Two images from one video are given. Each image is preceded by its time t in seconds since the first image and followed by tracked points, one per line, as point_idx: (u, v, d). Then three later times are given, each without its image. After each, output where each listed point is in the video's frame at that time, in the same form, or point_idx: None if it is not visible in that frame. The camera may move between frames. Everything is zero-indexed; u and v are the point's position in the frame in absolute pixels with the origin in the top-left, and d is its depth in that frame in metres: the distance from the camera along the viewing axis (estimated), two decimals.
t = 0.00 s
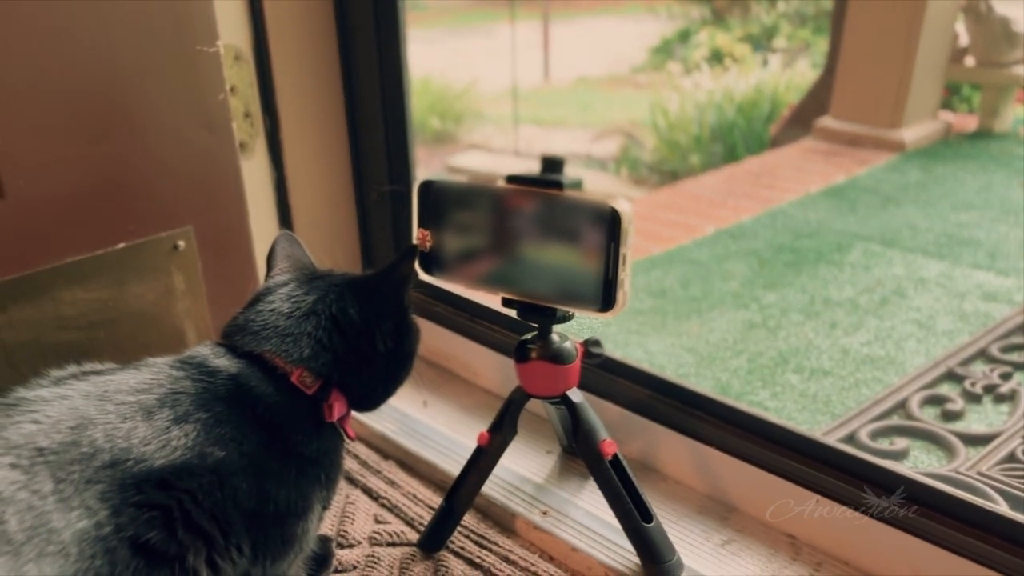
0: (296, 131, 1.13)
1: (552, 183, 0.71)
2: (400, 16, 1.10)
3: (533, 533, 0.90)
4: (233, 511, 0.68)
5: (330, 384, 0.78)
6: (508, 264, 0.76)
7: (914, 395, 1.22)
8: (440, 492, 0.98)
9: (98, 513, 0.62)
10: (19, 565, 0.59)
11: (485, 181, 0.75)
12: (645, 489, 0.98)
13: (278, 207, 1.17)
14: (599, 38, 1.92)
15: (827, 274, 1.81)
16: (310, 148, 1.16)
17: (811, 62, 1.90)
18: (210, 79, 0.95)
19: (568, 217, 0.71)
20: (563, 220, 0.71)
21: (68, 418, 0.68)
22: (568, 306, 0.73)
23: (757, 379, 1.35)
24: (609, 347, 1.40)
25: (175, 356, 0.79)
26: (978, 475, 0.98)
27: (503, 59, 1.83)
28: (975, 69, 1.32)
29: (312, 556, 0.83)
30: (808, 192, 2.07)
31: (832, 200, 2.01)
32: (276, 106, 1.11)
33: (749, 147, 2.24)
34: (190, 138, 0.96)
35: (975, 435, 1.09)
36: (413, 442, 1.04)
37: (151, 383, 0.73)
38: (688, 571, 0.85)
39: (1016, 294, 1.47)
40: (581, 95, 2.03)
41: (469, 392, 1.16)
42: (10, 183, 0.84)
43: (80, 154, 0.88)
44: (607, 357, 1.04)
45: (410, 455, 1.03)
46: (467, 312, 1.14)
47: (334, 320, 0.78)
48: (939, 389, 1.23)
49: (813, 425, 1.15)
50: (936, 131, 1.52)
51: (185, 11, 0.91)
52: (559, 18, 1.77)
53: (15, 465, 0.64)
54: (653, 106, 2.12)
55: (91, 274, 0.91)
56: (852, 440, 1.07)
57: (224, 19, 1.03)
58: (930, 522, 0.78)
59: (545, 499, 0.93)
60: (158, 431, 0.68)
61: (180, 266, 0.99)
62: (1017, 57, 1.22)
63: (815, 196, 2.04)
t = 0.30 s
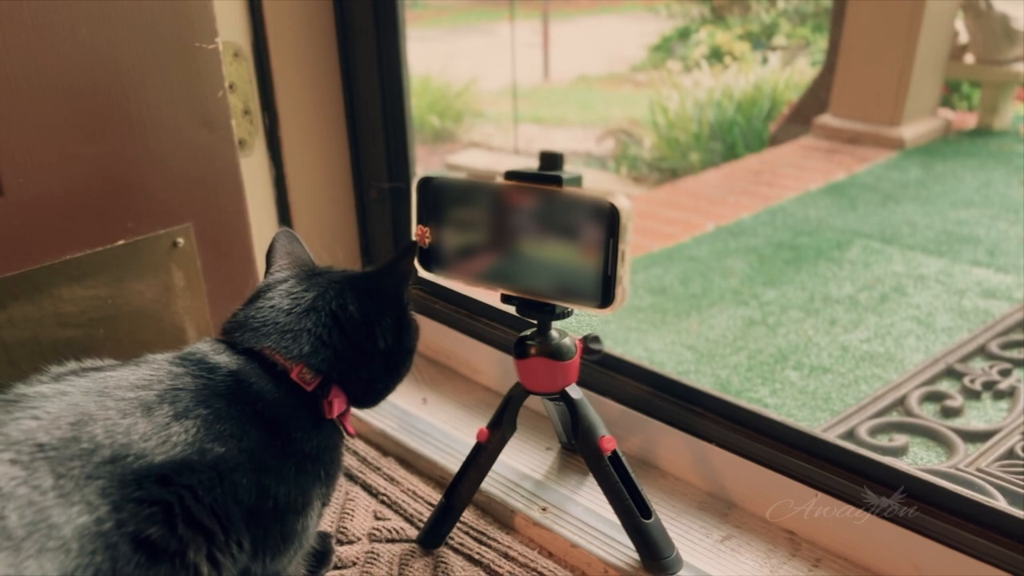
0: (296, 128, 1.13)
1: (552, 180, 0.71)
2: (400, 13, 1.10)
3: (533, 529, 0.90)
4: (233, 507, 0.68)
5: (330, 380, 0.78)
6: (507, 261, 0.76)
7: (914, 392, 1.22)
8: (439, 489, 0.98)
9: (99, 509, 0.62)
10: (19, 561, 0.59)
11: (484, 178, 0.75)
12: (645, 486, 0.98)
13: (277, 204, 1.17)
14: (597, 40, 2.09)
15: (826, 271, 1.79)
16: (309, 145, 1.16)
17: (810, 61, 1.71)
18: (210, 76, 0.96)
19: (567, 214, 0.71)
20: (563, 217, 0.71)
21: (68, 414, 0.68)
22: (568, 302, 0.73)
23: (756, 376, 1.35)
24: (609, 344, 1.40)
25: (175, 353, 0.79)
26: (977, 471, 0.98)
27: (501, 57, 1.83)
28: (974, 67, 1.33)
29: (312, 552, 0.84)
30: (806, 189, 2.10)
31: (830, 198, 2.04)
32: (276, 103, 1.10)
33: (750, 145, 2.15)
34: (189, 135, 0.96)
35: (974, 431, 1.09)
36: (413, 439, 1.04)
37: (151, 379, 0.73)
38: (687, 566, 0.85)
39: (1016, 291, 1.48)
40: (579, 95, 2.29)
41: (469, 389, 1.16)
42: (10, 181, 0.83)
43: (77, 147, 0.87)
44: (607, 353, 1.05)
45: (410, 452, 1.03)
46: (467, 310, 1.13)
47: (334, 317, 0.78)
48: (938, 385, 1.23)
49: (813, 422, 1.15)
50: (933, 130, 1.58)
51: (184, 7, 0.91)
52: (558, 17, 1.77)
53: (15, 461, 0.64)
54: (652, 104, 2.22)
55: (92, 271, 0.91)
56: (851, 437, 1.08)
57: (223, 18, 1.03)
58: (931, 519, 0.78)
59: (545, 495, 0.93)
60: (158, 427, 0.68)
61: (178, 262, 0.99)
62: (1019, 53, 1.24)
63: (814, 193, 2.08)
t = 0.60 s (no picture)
0: (296, 128, 1.14)
1: (552, 180, 0.72)
2: (400, 12, 1.10)
3: (534, 528, 0.90)
4: (237, 507, 0.69)
5: (332, 381, 0.78)
6: (508, 261, 0.76)
7: (913, 391, 1.22)
8: (441, 488, 0.98)
9: (103, 509, 0.63)
10: (24, 561, 0.59)
11: (485, 179, 0.76)
12: (645, 485, 0.98)
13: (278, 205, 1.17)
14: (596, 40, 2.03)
15: (825, 270, 1.80)
16: (310, 145, 1.16)
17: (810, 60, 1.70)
18: (210, 77, 0.96)
19: (568, 214, 0.71)
20: (563, 218, 0.71)
21: (71, 414, 0.69)
22: (568, 302, 0.74)
23: (756, 376, 1.36)
24: (609, 343, 1.40)
25: (177, 353, 0.79)
26: (976, 470, 0.99)
27: (499, 56, 1.83)
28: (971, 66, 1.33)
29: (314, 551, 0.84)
30: (806, 188, 2.10)
31: (830, 198, 2.05)
32: (276, 104, 1.11)
33: (749, 146, 2.16)
34: (190, 136, 0.96)
35: (973, 430, 1.10)
36: (415, 439, 1.05)
37: (153, 379, 0.74)
38: (688, 565, 0.85)
39: (1015, 291, 1.49)
40: (578, 93, 2.23)
41: (470, 389, 1.16)
42: (13, 181, 0.83)
43: (78, 147, 0.87)
44: (607, 353, 1.05)
45: (411, 452, 1.03)
46: (468, 309, 1.14)
47: (336, 317, 0.78)
48: (937, 385, 1.23)
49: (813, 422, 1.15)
50: (933, 129, 1.60)
51: (184, 7, 0.91)
52: (557, 15, 1.76)
53: (19, 461, 0.64)
54: (652, 103, 2.20)
55: (93, 271, 0.91)
56: (852, 437, 1.08)
57: (224, 18, 1.03)
58: (932, 518, 0.78)
59: (546, 495, 0.93)
60: (161, 427, 0.69)
61: (180, 263, 0.99)
62: (1016, 54, 1.22)
63: (814, 193, 2.09)
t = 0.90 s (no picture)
0: (295, 127, 1.14)
1: (551, 178, 0.72)
2: (400, 12, 1.10)
3: (532, 526, 0.90)
4: (236, 505, 0.69)
5: (331, 379, 0.78)
6: (507, 259, 0.76)
7: (912, 389, 1.22)
8: (439, 486, 0.98)
9: (102, 508, 0.63)
10: (22, 559, 0.59)
11: (484, 177, 0.76)
12: (644, 483, 0.98)
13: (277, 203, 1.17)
14: (594, 40, 2.02)
15: (824, 269, 1.80)
16: (309, 144, 1.16)
17: (808, 58, 1.70)
18: (210, 75, 0.96)
19: (567, 212, 0.71)
20: (562, 216, 0.72)
21: (70, 413, 0.69)
22: (567, 301, 0.74)
23: (754, 374, 1.36)
24: (608, 342, 1.41)
25: (176, 351, 0.79)
26: (974, 468, 0.99)
27: (497, 55, 1.83)
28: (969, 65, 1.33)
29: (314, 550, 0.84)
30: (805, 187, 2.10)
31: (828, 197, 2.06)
32: (275, 103, 1.11)
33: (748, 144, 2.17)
34: (189, 134, 0.96)
35: (971, 428, 1.10)
36: (413, 437, 1.05)
37: (152, 378, 0.74)
38: (686, 563, 0.85)
39: (1013, 289, 1.49)
40: (577, 93, 2.22)
41: (468, 387, 1.16)
42: (12, 181, 0.83)
43: (77, 147, 0.87)
44: (606, 352, 1.05)
45: (411, 450, 1.03)
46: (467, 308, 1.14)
47: (334, 315, 0.78)
48: (936, 383, 1.24)
49: (812, 420, 1.16)
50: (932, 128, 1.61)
51: (184, 7, 0.91)
52: (556, 15, 1.76)
53: (18, 459, 0.64)
54: (651, 102, 2.20)
55: (92, 270, 0.91)
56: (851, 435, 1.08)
57: (223, 18, 1.03)
58: (932, 516, 0.78)
59: (545, 493, 0.93)
60: (160, 426, 0.69)
61: (179, 262, 0.99)
62: (1015, 52, 1.20)
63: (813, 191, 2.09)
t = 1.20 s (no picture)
0: (292, 127, 1.14)
1: (546, 179, 0.72)
2: (396, 13, 1.09)
3: (528, 526, 0.90)
4: (230, 505, 0.69)
5: (326, 380, 0.78)
6: (502, 260, 0.76)
7: (908, 389, 1.23)
8: (435, 486, 0.98)
9: (95, 508, 0.63)
10: (16, 560, 0.59)
11: (479, 177, 0.76)
12: (640, 484, 0.98)
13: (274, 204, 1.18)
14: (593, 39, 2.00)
15: (821, 269, 1.80)
16: (306, 143, 1.16)
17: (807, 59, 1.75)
18: (206, 76, 0.96)
19: (561, 212, 0.71)
20: (557, 216, 0.72)
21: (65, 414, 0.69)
22: (562, 301, 0.74)
23: (751, 374, 1.36)
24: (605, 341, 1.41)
25: (171, 352, 0.79)
26: (971, 468, 0.99)
27: (496, 54, 1.84)
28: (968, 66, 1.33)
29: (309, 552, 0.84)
30: (802, 187, 2.10)
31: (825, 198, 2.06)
32: (272, 103, 1.11)
33: (747, 144, 2.18)
34: (186, 134, 0.96)
35: (968, 428, 1.10)
36: (409, 437, 1.05)
37: (147, 379, 0.74)
38: (681, 563, 0.85)
39: (1010, 289, 1.49)
40: (576, 93, 2.18)
41: (464, 387, 1.16)
42: (9, 181, 0.83)
43: (75, 146, 0.88)
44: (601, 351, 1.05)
45: (407, 450, 1.03)
46: (463, 308, 1.14)
47: (330, 316, 0.79)
48: (932, 383, 1.24)
49: (807, 420, 1.16)
50: (928, 128, 1.63)
51: (184, 7, 0.91)
52: (553, 14, 1.76)
53: (12, 460, 0.64)
54: (651, 103, 2.19)
55: (88, 270, 0.91)
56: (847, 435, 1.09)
57: (219, 18, 1.03)
58: (929, 518, 0.78)
59: (541, 493, 0.93)
60: (155, 426, 0.69)
61: (175, 262, 0.98)
62: (1013, 52, 1.20)
63: (810, 191, 2.09)
